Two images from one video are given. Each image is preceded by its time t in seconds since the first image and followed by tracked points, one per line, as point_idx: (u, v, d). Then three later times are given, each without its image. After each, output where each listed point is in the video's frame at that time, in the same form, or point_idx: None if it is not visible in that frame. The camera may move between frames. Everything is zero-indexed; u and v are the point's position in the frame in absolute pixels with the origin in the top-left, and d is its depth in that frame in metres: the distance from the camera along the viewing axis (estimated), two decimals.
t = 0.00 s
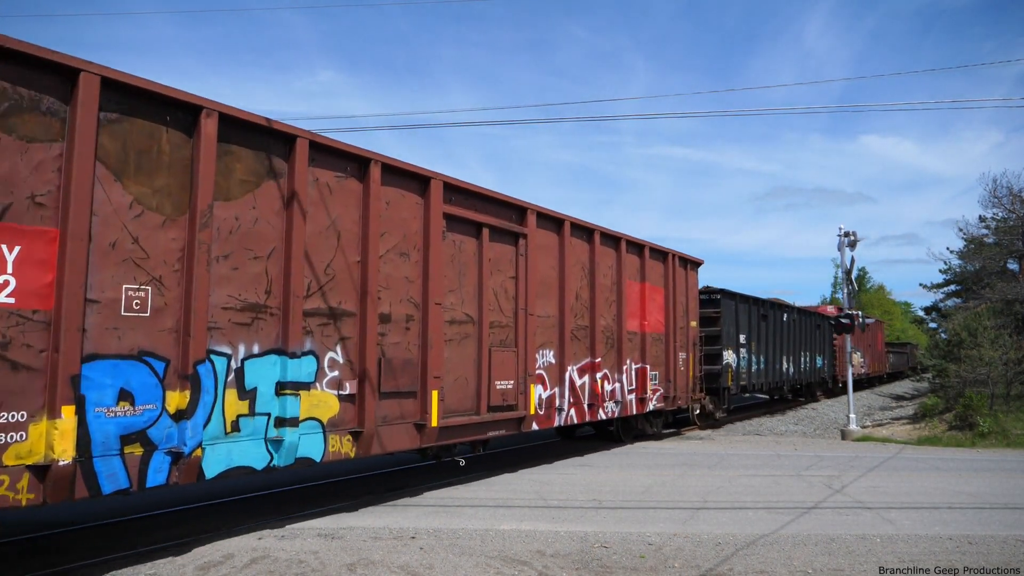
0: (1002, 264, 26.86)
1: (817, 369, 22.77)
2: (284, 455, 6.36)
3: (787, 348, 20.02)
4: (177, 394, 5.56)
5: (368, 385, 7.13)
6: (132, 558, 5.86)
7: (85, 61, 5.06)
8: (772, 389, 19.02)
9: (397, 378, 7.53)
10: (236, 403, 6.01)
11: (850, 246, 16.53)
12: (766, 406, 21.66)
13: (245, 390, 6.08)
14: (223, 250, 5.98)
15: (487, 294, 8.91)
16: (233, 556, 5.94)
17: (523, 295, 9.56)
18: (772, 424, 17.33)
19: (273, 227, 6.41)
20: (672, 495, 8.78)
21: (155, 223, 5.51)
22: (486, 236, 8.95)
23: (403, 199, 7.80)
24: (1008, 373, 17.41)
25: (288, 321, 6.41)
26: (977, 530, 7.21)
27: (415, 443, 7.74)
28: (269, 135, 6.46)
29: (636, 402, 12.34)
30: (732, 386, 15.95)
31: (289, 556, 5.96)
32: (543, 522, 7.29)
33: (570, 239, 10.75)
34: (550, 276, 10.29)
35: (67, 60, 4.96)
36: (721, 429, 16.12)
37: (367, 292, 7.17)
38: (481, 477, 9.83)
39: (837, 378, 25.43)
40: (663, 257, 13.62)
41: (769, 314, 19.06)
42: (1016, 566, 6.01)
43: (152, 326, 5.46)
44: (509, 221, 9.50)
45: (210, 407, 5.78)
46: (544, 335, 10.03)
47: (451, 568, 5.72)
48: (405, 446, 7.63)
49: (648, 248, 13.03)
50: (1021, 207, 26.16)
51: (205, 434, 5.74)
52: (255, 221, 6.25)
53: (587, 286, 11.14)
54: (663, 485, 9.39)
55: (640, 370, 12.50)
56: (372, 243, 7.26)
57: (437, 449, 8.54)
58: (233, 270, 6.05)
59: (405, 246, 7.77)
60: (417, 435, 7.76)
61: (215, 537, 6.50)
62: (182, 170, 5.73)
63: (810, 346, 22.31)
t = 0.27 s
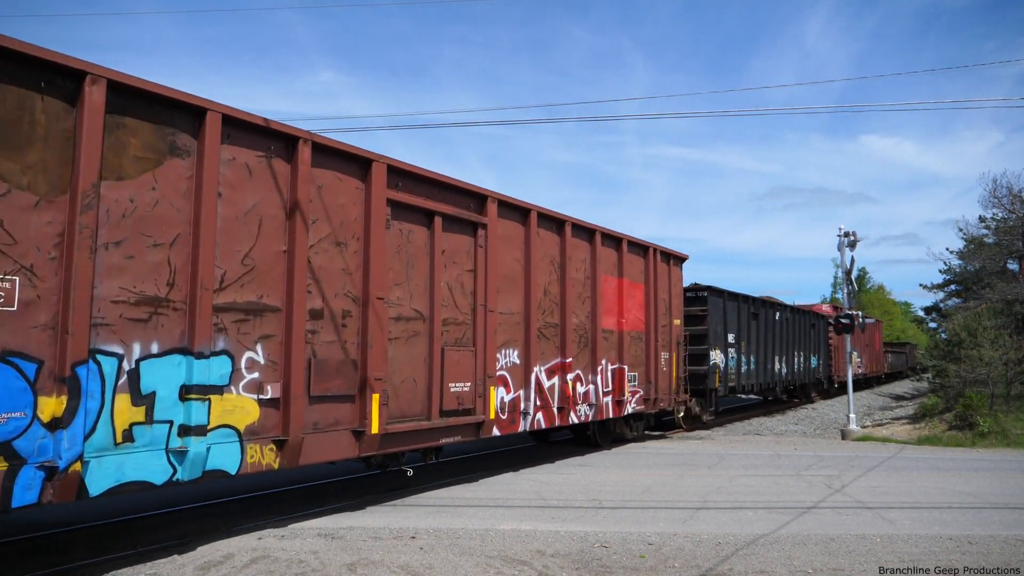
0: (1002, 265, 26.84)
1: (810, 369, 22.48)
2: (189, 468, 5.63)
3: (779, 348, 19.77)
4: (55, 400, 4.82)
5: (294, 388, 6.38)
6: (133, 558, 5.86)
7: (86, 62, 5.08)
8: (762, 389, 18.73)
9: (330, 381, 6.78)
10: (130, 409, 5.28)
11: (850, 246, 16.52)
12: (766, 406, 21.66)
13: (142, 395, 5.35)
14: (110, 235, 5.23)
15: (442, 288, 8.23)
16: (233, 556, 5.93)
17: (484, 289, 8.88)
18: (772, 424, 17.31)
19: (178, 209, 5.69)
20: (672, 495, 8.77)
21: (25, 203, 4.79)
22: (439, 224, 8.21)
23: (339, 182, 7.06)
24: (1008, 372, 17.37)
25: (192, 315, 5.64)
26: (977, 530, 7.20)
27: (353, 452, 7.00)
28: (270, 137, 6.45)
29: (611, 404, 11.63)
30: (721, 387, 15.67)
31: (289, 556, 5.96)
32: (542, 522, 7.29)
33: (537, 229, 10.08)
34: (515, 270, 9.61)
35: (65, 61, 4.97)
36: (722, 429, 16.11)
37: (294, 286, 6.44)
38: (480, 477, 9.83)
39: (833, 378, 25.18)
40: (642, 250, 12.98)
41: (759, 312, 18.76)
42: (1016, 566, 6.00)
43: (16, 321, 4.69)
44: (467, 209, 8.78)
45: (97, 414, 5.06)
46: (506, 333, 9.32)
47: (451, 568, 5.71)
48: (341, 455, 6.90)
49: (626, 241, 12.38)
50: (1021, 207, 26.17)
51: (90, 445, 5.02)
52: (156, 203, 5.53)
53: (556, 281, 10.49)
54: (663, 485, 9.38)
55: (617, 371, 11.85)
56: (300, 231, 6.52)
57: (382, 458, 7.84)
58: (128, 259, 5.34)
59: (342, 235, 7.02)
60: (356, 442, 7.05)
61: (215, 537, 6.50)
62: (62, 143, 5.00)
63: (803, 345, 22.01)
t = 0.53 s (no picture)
0: (1003, 264, 26.85)
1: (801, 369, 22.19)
2: (70, 484, 4.90)
3: (770, 348, 19.53)
4: None
5: (200, 392, 5.66)
6: (133, 558, 5.86)
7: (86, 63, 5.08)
8: (751, 390, 18.46)
9: (246, 383, 6.08)
10: None
11: (850, 246, 16.53)
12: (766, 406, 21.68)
13: (9, 400, 4.64)
14: None
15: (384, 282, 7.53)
16: (233, 556, 5.93)
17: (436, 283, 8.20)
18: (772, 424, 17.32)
19: (60, 190, 4.98)
20: (672, 495, 8.77)
21: None
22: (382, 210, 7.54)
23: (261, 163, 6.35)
24: (1008, 372, 17.35)
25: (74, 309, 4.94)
26: (977, 529, 7.20)
27: (276, 463, 6.32)
28: (265, 136, 6.45)
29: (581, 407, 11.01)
30: (706, 388, 15.42)
31: (289, 556, 5.96)
32: (543, 522, 7.29)
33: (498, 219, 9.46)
34: (473, 262, 8.94)
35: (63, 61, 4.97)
36: (722, 429, 16.11)
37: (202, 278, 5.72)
38: (480, 478, 9.83)
39: (827, 379, 24.93)
40: (617, 242, 12.37)
41: (747, 312, 18.49)
42: (1016, 566, 6.00)
43: None
44: (418, 196, 8.13)
45: None
46: (462, 331, 8.65)
47: (451, 568, 5.71)
48: (262, 467, 6.21)
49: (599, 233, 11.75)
50: (1021, 207, 26.19)
51: None
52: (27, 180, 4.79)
53: (521, 276, 9.85)
54: (663, 485, 9.38)
55: (590, 371, 11.27)
56: (209, 215, 5.81)
57: (317, 467, 7.18)
58: None
59: (263, 221, 6.33)
60: (277, 452, 6.34)
61: (215, 537, 6.51)
62: None
63: (795, 345, 21.72)
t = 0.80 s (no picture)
0: (1003, 264, 26.83)
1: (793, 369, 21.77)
2: None
3: (760, 347, 19.15)
4: None
5: (79, 399, 4.91)
6: (133, 558, 5.86)
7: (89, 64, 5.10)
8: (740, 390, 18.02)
9: (139, 387, 5.31)
10: None
11: (849, 246, 16.53)
12: (766, 407, 21.70)
13: None
14: None
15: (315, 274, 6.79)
16: (233, 556, 5.94)
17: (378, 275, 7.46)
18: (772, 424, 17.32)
19: None
20: (672, 495, 8.77)
21: None
22: (312, 193, 6.80)
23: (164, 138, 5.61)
24: (1008, 372, 17.36)
25: None
26: (977, 530, 7.20)
27: (179, 478, 5.59)
28: (263, 136, 6.45)
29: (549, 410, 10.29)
30: (692, 389, 15.02)
31: (289, 556, 5.96)
32: (543, 522, 7.30)
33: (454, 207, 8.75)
34: (423, 254, 8.16)
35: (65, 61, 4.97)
36: (722, 429, 16.11)
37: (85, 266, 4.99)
38: (480, 478, 9.83)
39: (819, 380, 24.50)
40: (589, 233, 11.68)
41: (736, 310, 18.07)
42: (1016, 566, 6.00)
43: None
44: (359, 180, 7.40)
45: None
46: (410, 329, 7.92)
47: (451, 568, 5.71)
48: (161, 482, 5.48)
49: (571, 222, 11.06)
50: (1021, 207, 26.19)
51: None
52: None
53: (481, 268, 9.12)
54: (663, 485, 9.38)
55: (560, 371, 10.62)
56: (94, 195, 5.06)
57: (235, 480, 6.48)
58: None
59: (165, 203, 5.59)
60: (181, 465, 5.61)
61: (214, 537, 6.51)
62: None
63: (786, 345, 21.28)
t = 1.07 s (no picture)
0: (1003, 264, 26.82)
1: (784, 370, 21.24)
2: None
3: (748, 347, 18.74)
4: None
5: None
6: (133, 558, 5.86)
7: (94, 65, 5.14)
8: (727, 392, 17.57)
9: (1, 394, 4.59)
10: None
11: (850, 246, 16.53)
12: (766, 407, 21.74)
13: None
14: None
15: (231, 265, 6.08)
16: (233, 556, 5.93)
17: (310, 266, 6.74)
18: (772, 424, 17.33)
19: None
20: (672, 495, 8.77)
21: None
22: (226, 174, 6.04)
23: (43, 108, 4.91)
24: (1008, 372, 17.36)
25: None
26: (977, 530, 7.20)
27: (58, 495, 4.88)
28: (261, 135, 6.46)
29: (511, 414, 9.60)
30: (674, 390, 14.58)
31: (289, 556, 5.96)
32: (543, 522, 7.29)
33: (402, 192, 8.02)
34: (364, 243, 7.44)
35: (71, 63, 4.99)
36: (722, 428, 16.12)
37: None
38: (480, 479, 9.83)
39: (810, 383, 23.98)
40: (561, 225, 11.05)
41: (723, 309, 17.64)
42: (1016, 567, 6.00)
43: None
44: (287, 161, 6.65)
45: None
46: (348, 326, 7.21)
47: (451, 568, 5.71)
48: (38, 500, 4.78)
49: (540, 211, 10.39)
50: (1022, 207, 26.19)
51: None
52: None
53: (434, 259, 8.39)
54: (663, 485, 9.38)
55: (527, 372, 9.99)
56: None
57: (132, 496, 5.69)
58: None
59: (40, 180, 4.87)
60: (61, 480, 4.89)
61: (213, 537, 6.51)
62: None
63: (777, 345, 20.78)
